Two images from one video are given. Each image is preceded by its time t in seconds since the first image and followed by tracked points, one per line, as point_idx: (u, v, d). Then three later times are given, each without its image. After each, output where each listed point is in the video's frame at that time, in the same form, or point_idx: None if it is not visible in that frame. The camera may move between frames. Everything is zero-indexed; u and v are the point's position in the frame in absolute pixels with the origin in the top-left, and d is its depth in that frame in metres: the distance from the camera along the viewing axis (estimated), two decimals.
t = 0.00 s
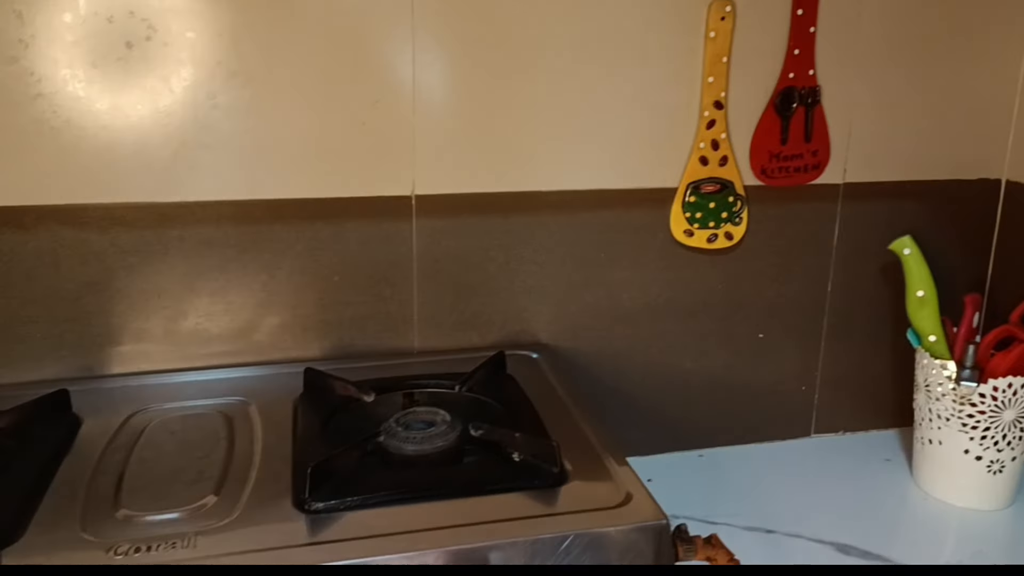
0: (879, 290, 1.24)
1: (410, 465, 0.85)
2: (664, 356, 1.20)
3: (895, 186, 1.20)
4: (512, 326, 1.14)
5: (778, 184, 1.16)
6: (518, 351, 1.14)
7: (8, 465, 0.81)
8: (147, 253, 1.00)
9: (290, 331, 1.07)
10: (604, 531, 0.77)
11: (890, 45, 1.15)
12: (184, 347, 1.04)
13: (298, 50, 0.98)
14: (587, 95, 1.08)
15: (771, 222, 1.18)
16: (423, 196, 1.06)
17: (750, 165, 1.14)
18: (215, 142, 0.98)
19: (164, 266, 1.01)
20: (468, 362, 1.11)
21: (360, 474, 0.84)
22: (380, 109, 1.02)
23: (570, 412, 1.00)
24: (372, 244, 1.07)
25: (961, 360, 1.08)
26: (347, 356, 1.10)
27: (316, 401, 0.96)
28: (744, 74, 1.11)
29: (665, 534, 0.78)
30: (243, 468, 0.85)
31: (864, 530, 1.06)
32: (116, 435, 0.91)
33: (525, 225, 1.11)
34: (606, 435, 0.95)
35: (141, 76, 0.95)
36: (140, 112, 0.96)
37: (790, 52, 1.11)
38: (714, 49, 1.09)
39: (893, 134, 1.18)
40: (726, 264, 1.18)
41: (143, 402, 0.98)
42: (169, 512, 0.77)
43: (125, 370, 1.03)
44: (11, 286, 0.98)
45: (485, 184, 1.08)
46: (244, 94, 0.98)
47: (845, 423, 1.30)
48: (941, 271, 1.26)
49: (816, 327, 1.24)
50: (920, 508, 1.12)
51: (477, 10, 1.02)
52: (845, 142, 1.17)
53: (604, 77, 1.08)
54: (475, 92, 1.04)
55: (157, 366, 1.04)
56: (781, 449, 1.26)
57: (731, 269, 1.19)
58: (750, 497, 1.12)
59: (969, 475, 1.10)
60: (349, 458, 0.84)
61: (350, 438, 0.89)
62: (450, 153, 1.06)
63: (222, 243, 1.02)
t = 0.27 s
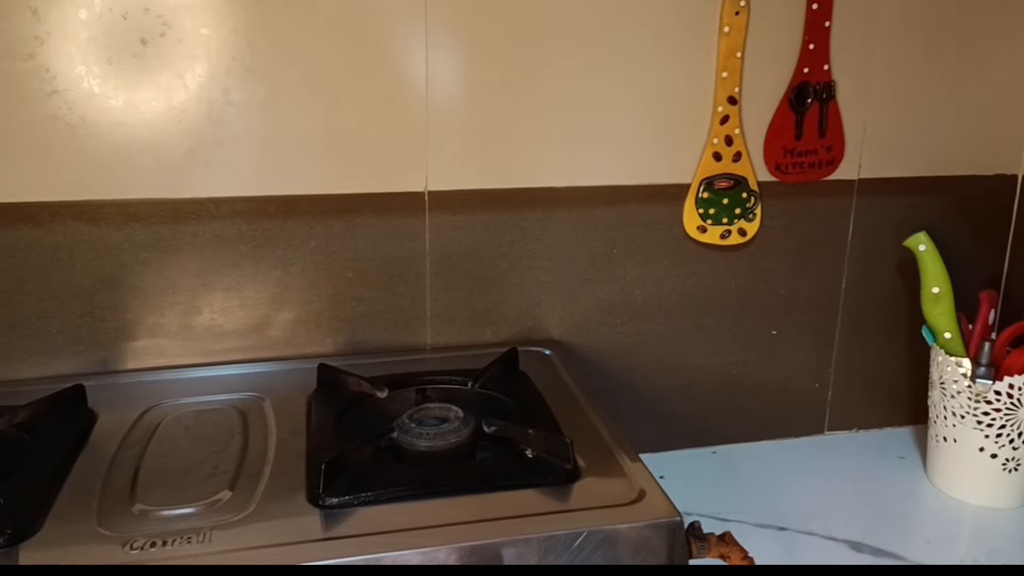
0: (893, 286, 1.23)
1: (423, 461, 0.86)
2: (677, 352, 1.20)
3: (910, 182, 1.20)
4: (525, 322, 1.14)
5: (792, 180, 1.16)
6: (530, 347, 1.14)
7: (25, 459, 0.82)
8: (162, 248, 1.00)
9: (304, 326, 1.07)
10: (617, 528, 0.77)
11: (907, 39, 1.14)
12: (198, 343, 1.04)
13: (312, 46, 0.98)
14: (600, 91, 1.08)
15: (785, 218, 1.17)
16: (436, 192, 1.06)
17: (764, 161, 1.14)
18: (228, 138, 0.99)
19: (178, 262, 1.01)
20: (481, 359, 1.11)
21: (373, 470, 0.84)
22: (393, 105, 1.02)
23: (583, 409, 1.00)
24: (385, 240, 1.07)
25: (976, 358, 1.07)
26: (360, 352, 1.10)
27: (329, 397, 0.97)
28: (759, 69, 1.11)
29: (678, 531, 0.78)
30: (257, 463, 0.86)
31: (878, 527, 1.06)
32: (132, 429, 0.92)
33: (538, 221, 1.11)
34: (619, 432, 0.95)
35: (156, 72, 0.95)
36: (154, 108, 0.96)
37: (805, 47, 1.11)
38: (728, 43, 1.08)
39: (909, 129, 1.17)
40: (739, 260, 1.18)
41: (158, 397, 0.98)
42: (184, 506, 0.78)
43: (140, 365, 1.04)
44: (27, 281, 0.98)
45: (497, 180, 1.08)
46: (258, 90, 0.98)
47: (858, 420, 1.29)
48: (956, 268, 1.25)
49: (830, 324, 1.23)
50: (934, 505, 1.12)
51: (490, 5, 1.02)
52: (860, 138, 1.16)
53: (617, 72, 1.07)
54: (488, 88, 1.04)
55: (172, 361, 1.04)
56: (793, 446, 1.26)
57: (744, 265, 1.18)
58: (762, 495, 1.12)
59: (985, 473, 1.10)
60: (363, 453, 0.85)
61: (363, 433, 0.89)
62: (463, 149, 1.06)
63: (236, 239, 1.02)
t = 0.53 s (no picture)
0: (902, 288, 1.23)
1: (430, 461, 0.86)
2: (684, 354, 1.19)
3: (919, 183, 1.19)
4: (531, 323, 1.14)
5: (801, 181, 1.15)
6: (537, 348, 1.14)
7: (33, 458, 0.82)
8: (169, 248, 1.00)
9: (310, 326, 1.07)
10: (624, 530, 0.76)
11: (916, 39, 1.13)
12: (205, 342, 1.04)
13: (318, 46, 0.98)
14: (608, 91, 1.07)
15: (793, 219, 1.17)
16: (443, 192, 1.06)
17: (772, 161, 1.13)
18: (235, 138, 0.99)
19: (185, 261, 1.01)
20: (487, 359, 1.11)
21: (380, 470, 0.84)
22: (400, 105, 1.02)
23: (590, 410, 0.99)
24: (392, 241, 1.07)
25: (985, 360, 1.06)
26: (367, 352, 1.10)
27: (336, 397, 0.97)
28: (767, 69, 1.10)
29: (686, 533, 0.78)
30: (264, 463, 0.86)
31: (886, 530, 1.05)
32: (139, 429, 0.92)
33: (545, 222, 1.10)
34: (626, 433, 0.95)
35: (163, 72, 0.95)
36: (161, 108, 0.96)
37: (814, 47, 1.10)
38: (736, 43, 1.08)
39: (918, 129, 1.17)
40: (747, 261, 1.17)
41: (164, 397, 0.98)
42: (191, 506, 0.78)
43: (147, 364, 1.04)
44: (34, 280, 0.98)
45: (504, 180, 1.08)
46: (265, 90, 0.98)
47: (866, 422, 1.29)
48: (965, 269, 1.24)
49: (838, 325, 1.23)
50: (942, 508, 1.11)
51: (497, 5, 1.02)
52: (869, 138, 1.15)
53: (625, 72, 1.07)
54: (495, 88, 1.04)
55: (178, 361, 1.04)
56: (801, 448, 1.25)
57: (752, 266, 1.18)
58: (770, 497, 1.11)
59: (994, 475, 1.09)
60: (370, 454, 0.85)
61: (370, 434, 0.89)
62: (470, 149, 1.05)
63: (243, 238, 1.02)
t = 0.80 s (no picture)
0: (912, 286, 1.22)
1: (439, 457, 0.86)
2: (693, 351, 1.19)
3: (930, 181, 1.18)
4: (541, 320, 1.14)
5: (811, 178, 1.15)
6: (546, 345, 1.14)
7: (45, 452, 0.82)
8: (180, 243, 1.01)
9: (320, 322, 1.07)
10: (634, 526, 0.76)
11: (928, 37, 1.12)
12: (215, 338, 1.05)
13: (328, 42, 0.98)
14: (618, 88, 1.07)
15: (803, 217, 1.16)
16: (453, 189, 1.06)
17: (783, 158, 1.13)
18: (246, 134, 0.99)
19: (196, 257, 1.02)
20: (497, 356, 1.11)
21: (390, 465, 0.84)
22: (410, 101, 1.02)
23: (599, 407, 0.99)
24: (402, 237, 1.07)
25: (997, 359, 1.06)
26: (376, 348, 1.10)
27: (346, 392, 0.97)
28: (778, 67, 1.10)
29: (696, 530, 0.78)
30: (275, 457, 0.86)
31: (896, 528, 1.05)
32: (150, 423, 0.92)
33: (554, 219, 1.10)
34: (635, 430, 0.95)
35: (174, 67, 0.95)
36: (172, 104, 0.96)
37: (825, 44, 1.10)
38: (747, 41, 1.08)
39: (929, 127, 1.16)
40: (757, 259, 1.17)
41: (175, 392, 0.99)
42: (203, 500, 0.78)
43: (157, 359, 1.04)
44: (46, 275, 0.99)
45: (514, 177, 1.08)
46: (276, 86, 0.98)
47: (876, 420, 1.28)
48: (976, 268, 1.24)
49: (847, 324, 1.22)
50: (953, 507, 1.11)
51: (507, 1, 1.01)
52: (880, 136, 1.15)
53: (635, 69, 1.07)
54: (505, 84, 1.04)
55: (189, 356, 1.05)
56: (810, 446, 1.25)
57: (762, 264, 1.17)
58: (779, 495, 1.11)
59: (1004, 475, 1.08)
60: (380, 449, 0.85)
61: (380, 429, 0.89)
62: (480, 146, 1.05)
63: (253, 234, 1.02)
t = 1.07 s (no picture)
0: (930, 283, 1.21)
1: (455, 451, 0.86)
2: (709, 347, 1.19)
3: (949, 177, 1.17)
4: (555, 314, 1.14)
5: (829, 173, 1.14)
6: (560, 339, 1.14)
7: (64, 443, 0.83)
8: (197, 236, 1.01)
9: (335, 315, 1.07)
10: (650, 522, 0.76)
11: (949, 31, 1.11)
12: (232, 330, 1.05)
13: (344, 36, 0.98)
14: (634, 82, 1.07)
15: (820, 213, 1.16)
16: (468, 183, 1.06)
17: (800, 153, 1.12)
18: (262, 127, 0.99)
19: (213, 249, 1.02)
20: (511, 350, 1.11)
21: (405, 459, 0.84)
22: (426, 95, 1.02)
23: (614, 402, 0.99)
24: (417, 231, 1.07)
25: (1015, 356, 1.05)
26: (391, 342, 1.10)
27: (361, 385, 0.97)
28: (795, 61, 1.09)
29: (711, 526, 0.78)
30: (291, 450, 0.86)
31: (911, 526, 1.04)
32: (168, 414, 0.92)
33: (570, 213, 1.10)
34: (650, 425, 0.95)
35: (191, 60, 0.95)
36: (190, 97, 0.96)
37: (844, 38, 1.09)
38: (765, 34, 1.07)
39: (948, 123, 1.15)
40: (773, 254, 1.16)
41: (192, 384, 0.99)
42: (220, 491, 0.78)
43: (174, 352, 1.05)
44: (64, 267, 1.00)
45: (529, 171, 1.07)
46: (292, 79, 0.98)
47: (891, 417, 1.28)
48: (994, 264, 1.23)
49: (863, 320, 1.22)
50: (969, 505, 1.10)
51: None
52: (899, 131, 1.14)
53: (651, 63, 1.06)
54: (521, 78, 1.04)
55: (205, 348, 1.05)
56: (825, 443, 1.25)
57: (778, 259, 1.17)
58: (794, 492, 1.11)
59: (1021, 473, 1.08)
60: (396, 443, 0.85)
61: (395, 423, 0.89)
62: (495, 140, 1.05)
63: (270, 227, 1.03)
